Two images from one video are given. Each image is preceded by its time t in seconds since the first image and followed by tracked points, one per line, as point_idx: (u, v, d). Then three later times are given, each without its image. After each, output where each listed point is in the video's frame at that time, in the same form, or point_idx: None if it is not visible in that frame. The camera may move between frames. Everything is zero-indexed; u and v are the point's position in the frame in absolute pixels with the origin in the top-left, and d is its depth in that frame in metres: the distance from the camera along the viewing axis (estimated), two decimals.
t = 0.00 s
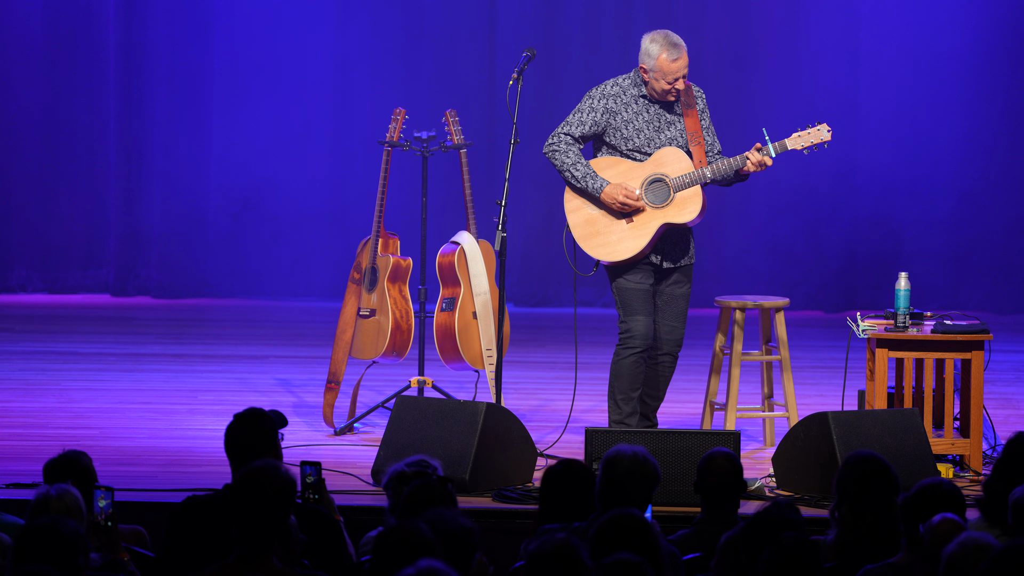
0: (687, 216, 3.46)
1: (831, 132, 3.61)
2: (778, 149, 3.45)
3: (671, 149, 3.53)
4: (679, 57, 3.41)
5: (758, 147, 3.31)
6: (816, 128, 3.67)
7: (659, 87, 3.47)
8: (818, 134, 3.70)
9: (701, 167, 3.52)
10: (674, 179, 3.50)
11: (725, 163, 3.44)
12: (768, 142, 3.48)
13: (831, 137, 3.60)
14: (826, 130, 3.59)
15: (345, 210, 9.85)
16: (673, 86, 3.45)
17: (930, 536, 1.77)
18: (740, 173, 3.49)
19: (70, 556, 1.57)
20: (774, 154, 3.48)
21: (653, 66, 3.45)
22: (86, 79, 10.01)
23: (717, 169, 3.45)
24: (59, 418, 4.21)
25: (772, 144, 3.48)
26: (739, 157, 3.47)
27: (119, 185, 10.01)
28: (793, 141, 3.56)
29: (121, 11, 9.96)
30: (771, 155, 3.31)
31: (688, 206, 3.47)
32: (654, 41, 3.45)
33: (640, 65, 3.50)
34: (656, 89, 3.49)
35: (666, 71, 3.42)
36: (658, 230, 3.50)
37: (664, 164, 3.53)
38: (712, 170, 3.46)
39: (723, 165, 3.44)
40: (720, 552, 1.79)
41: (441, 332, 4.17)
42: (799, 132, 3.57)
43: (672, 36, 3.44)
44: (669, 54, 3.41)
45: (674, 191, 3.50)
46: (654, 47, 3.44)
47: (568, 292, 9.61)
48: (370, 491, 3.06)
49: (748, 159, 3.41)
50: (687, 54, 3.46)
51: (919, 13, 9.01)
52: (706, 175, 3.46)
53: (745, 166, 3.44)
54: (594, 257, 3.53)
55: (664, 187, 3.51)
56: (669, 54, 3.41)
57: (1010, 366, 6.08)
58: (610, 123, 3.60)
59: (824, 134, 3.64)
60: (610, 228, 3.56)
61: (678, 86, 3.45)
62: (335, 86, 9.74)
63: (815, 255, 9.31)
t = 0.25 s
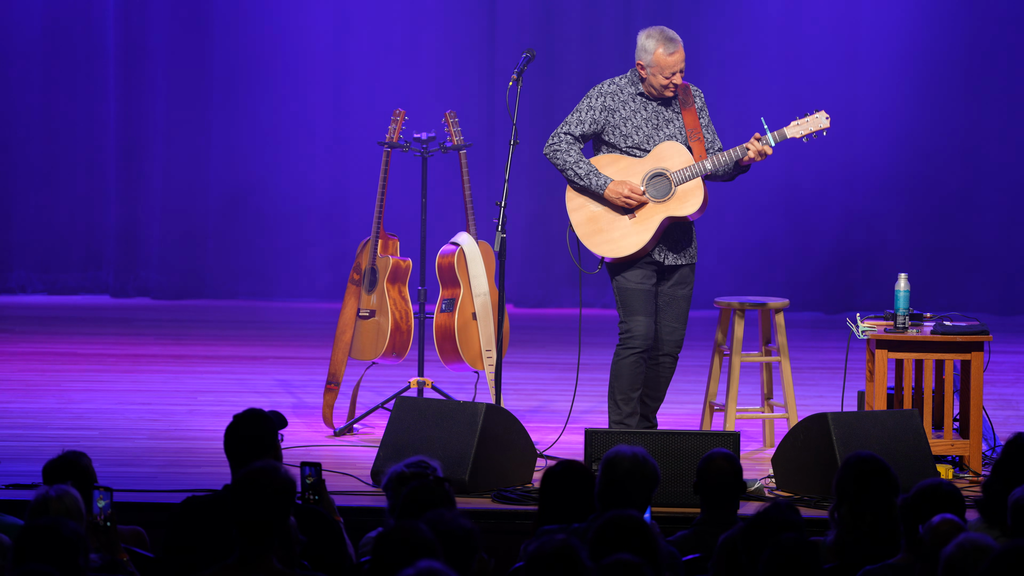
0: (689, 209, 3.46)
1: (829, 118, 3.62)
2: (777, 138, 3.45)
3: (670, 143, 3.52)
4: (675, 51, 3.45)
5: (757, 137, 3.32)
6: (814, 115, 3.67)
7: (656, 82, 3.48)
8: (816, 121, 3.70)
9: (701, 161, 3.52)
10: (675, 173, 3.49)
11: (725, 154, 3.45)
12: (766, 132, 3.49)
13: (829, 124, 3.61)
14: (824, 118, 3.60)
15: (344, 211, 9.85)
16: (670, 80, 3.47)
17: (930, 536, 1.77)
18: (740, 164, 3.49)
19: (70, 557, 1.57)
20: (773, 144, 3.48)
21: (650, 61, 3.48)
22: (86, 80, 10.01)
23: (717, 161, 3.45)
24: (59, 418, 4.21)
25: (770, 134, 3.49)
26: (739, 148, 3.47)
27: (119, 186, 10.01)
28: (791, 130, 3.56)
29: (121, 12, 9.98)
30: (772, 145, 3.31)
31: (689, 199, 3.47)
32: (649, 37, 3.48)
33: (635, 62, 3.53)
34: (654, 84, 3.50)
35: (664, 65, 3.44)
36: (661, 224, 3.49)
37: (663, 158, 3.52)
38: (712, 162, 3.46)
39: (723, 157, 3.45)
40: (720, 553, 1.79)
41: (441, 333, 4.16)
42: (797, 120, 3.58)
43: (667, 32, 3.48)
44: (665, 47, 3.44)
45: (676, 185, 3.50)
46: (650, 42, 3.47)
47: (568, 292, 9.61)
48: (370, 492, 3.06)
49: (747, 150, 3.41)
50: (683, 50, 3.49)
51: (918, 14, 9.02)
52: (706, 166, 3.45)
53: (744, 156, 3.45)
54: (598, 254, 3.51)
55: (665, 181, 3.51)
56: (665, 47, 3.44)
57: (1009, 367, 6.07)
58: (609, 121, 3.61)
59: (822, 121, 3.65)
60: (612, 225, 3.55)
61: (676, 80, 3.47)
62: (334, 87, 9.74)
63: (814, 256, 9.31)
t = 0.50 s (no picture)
0: (691, 205, 3.45)
1: (827, 110, 3.61)
2: (776, 132, 3.46)
3: (669, 142, 3.53)
4: (675, 48, 3.45)
5: (756, 132, 3.35)
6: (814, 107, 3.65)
7: (656, 79, 3.48)
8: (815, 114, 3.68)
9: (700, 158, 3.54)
10: (676, 170, 3.49)
11: (725, 150, 3.46)
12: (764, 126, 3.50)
13: (828, 115, 3.60)
14: (823, 109, 3.58)
15: (344, 211, 9.85)
16: (671, 77, 3.47)
17: (930, 535, 1.77)
18: (739, 161, 3.51)
19: (70, 555, 1.57)
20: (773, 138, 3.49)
21: (650, 59, 3.48)
22: (85, 79, 10.01)
23: (717, 159, 3.47)
24: (59, 417, 4.21)
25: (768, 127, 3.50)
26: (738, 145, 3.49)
27: (119, 185, 10.01)
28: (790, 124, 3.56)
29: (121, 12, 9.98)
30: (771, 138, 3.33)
31: (691, 196, 3.46)
32: (649, 35, 3.48)
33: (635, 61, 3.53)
34: (654, 81, 3.50)
35: (665, 62, 3.44)
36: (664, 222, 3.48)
37: (664, 157, 3.53)
38: (712, 159, 3.48)
39: (722, 154, 3.46)
40: (719, 552, 1.79)
41: (441, 332, 4.17)
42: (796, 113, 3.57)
43: (666, 30, 3.49)
44: (665, 43, 3.44)
45: (677, 183, 3.49)
46: (650, 40, 3.48)
47: (568, 292, 9.61)
48: (369, 491, 3.06)
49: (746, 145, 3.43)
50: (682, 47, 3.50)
51: (919, 14, 9.02)
52: (707, 164, 3.47)
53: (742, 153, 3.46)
54: (602, 254, 3.50)
55: (667, 180, 3.50)
56: (665, 43, 3.44)
57: (1009, 366, 6.07)
58: (610, 122, 3.60)
59: (823, 114, 3.62)
60: (615, 225, 3.54)
61: (677, 77, 3.47)
62: (335, 86, 9.73)
63: (814, 256, 9.32)
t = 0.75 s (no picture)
0: (692, 199, 3.44)
1: (826, 104, 3.60)
2: (775, 126, 3.46)
3: (669, 136, 3.51)
4: (677, 38, 3.45)
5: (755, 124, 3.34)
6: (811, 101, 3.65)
7: (658, 70, 3.49)
8: (814, 107, 3.68)
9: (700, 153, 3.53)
10: (676, 166, 3.48)
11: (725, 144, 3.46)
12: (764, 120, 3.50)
13: (826, 109, 3.60)
14: (820, 101, 3.57)
15: (343, 207, 9.84)
16: (673, 67, 3.48)
17: (928, 532, 1.77)
18: (739, 155, 3.50)
19: (69, 550, 1.57)
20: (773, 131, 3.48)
21: (653, 49, 3.49)
22: (84, 75, 9.99)
23: (717, 152, 3.46)
24: (57, 413, 4.21)
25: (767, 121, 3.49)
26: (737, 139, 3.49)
27: (117, 181, 9.99)
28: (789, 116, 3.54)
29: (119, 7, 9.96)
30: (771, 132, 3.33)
31: (692, 191, 3.46)
32: (651, 25, 3.49)
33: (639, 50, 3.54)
34: (656, 72, 3.51)
35: (667, 53, 3.45)
36: (664, 216, 3.47)
37: (663, 152, 3.51)
38: (712, 152, 3.47)
39: (722, 147, 3.46)
40: (717, 548, 1.79)
41: (439, 329, 4.14)
42: (794, 106, 3.56)
43: (670, 21, 3.49)
44: (667, 33, 3.44)
45: (677, 177, 3.49)
46: (652, 30, 3.47)
47: (566, 288, 9.60)
48: (368, 487, 3.06)
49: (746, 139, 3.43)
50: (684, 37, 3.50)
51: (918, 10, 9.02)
52: (707, 158, 3.46)
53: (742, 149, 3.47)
54: (602, 250, 3.50)
55: (667, 174, 3.49)
56: (667, 33, 3.44)
57: (1007, 363, 6.08)
58: (611, 114, 3.61)
59: (819, 106, 3.62)
60: (615, 220, 3.54)
61: (679, 68, 3.48)
62: (333, 82, 9.72)
63: (812, 252, 9.31)
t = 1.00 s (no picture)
0: (688, 201, 3.44)
1: (826, 108, 3.59)
2: (773, 127, 3.45)
3: (668, 136, 3.52)
4: (684, 37, 3.46)
5: (750, 124, 3.31)
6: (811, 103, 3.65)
7: (664, 66, 3.49)
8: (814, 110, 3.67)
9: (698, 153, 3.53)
10: (672, 166, 3.49)
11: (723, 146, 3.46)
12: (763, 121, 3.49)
13: (825, 112, 3.59)
14: (820, 106, 3.56)
15: (342, 204, 9.84)
16: (678, 66, 3.48)
17: (926, 529, 1.77)
18: (737, 158, 3.50)
19: (68, 548, 1.57)
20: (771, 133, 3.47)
21: (660, 45, 3.48)
22: (82, 72, 9.99)
23: (715, 153, 3.45)
24: (56, 410, 4.21)
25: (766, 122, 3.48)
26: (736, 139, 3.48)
27: (116, 178, 9.98)
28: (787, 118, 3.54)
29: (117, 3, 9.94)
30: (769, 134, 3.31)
31: (688, 192, 3.46)
32: (660, 21, 3.48)
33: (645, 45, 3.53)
34: (661, 68, 3.51)
35: (674, 50, 3.44)
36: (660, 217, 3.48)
37: (661, 152, 3.52)
38: (710, 154, 3.46)
39: (720, 149, 3.45)
40: (716, 545, 1.79)
41: (438, 325, 4.15)
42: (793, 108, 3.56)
43: (678, 19, 3.49)
44: (676, 30, 3.45)
45: (673, 179, 3.49)
46: (661, 25, 3.48)
47: (565, 285, 9.60)
48: (366, 484, 3.06)
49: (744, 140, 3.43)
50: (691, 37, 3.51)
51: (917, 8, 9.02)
52: (704, 159, 3.46)
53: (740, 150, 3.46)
54: (597, 250, 3.50)
55: (663, 174, 3.50)
56: (676, 31, 3.44)
57: (1005, 360, 6.09)
58: (611, 110, 3.60)
59: (819, 110, 3.61)
60: (612, 220, 3.54)
61: (683, 67, 3.47)
62: (332, 79, 9.71)
63: (811, 249, 9.31)
